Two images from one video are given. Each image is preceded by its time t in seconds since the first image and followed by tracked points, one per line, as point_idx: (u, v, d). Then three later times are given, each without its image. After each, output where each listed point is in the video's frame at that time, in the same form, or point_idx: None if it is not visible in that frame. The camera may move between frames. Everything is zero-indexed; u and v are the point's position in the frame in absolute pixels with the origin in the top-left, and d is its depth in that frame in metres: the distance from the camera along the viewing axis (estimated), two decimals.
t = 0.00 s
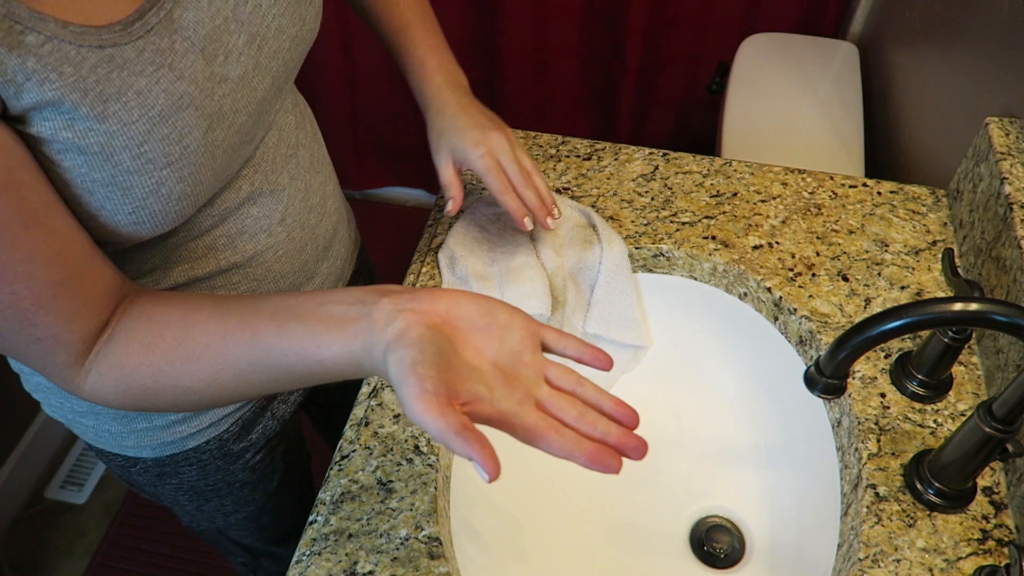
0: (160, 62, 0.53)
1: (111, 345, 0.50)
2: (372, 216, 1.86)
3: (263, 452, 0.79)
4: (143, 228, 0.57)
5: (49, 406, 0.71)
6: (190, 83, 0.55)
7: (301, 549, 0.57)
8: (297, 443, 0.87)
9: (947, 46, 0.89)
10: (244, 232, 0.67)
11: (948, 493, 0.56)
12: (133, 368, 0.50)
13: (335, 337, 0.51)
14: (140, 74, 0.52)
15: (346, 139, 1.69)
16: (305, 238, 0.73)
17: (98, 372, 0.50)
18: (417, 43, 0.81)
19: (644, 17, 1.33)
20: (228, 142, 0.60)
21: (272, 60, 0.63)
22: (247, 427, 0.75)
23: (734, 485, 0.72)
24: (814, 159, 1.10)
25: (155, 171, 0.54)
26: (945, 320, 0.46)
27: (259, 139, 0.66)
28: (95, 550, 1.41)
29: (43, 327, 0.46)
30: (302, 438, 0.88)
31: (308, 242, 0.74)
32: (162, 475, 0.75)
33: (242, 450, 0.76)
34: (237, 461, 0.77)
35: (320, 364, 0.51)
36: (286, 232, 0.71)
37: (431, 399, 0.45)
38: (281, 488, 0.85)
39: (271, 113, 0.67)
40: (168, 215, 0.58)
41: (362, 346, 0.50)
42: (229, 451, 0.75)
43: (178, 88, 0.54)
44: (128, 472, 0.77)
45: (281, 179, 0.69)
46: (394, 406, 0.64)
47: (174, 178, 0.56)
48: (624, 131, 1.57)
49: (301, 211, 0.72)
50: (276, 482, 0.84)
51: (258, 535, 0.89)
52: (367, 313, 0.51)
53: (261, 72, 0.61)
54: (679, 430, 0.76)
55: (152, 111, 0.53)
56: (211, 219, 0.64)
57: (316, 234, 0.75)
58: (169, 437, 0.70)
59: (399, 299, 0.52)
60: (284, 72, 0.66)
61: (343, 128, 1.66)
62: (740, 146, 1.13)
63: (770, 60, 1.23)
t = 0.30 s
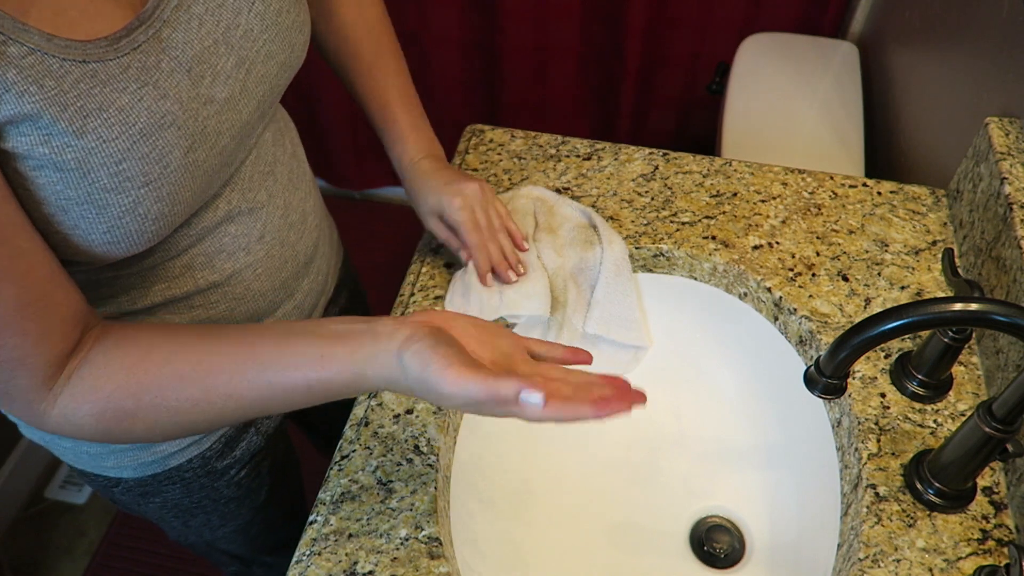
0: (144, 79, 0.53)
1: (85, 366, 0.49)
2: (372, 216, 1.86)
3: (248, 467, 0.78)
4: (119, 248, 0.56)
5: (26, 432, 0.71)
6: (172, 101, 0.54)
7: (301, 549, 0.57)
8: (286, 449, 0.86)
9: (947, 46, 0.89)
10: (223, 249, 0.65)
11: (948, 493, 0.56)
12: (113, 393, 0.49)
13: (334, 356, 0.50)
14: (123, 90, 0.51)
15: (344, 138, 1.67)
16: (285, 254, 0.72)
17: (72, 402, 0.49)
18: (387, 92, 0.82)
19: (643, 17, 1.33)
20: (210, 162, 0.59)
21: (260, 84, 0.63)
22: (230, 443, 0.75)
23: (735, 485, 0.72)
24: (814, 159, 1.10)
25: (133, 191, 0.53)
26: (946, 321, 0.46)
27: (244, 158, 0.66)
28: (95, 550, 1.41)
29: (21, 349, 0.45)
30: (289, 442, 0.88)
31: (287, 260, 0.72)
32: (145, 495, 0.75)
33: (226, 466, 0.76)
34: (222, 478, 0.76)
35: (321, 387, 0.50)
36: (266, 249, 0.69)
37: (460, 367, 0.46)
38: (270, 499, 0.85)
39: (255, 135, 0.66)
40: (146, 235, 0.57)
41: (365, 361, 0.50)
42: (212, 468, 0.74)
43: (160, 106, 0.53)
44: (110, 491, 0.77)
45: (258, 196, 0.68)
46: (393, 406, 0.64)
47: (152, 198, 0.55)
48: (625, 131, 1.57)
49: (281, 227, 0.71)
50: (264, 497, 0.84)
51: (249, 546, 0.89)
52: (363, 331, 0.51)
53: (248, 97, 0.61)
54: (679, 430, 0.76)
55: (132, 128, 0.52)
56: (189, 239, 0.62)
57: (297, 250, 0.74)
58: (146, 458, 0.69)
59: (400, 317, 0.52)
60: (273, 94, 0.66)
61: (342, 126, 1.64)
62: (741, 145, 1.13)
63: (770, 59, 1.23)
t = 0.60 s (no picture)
0: (128, 71, 0.52)
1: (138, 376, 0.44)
2: (371, 216, 1.86)
3: (244, 477, 0.78)
4: (113, 241, 0.55)
5: (20, 446, 0.71)
6: (158, 92, 0.54)
7: (301, 549, 0.57)
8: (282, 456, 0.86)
9: (947, 46, 0.89)
10: (215, 253, 0.65)
11: (948, 493, 0.56)
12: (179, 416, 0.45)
13: (442, 287, 0.50)
14: (108, 81, 0.51)
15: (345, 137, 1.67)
16: (277, 262, 0.72)
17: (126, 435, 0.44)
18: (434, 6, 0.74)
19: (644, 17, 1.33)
20: (199, 155, 0.59)
21: (245, 74, 0.62)
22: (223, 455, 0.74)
23: (735, 485, 0.72)
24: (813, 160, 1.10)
25: (124, 181, 0.53)
26: (946, 320, 0.46)
27: (232, 158, 0.66)
28: (95, 550, 1.41)
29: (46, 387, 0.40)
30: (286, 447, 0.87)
31: (279, 269, 0.72)
32: (141, 508, 0.75)
33: (220, 478, 0.76)
34: (217, 489, 0.76)
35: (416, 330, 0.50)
36: (257, 258, 0.69)
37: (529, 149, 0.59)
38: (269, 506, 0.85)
39: (245, 130, 0.67)
40: (137, 228, 0.56)
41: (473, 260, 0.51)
42: (206, 479, 0.74)
43: (147, 96, 0.53)
44: (105, 505, 0.77)
45: (251, 203, 0.68)
46: (394, 407, 0.64)
47: (144, 189, 0.54)
48: (625, 132, 1.57)
49: (272, 233, 0.71)
50: (262, 507, 0.84)
51: (247, 555, 0.89)
52: (437, 256, 0.51)
53: (233, 86, 0.61)
54: (679, 430, 0.76)
55: (121, 116, 0.51)
56: (178, 237, 0.62)
57: (289, 258, 0.74)
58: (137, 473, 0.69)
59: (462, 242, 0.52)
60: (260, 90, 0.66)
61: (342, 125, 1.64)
62: (741, 146, 1.13)
63: (770, 60, 1.23)
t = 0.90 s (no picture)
0: (132, 30, 0.50)
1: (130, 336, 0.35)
2: (372, 216, 1.86)
3: (255, 474, 0.78)
4: (118, 208, 0.53)
5: (30, 442, 0.70)
6: (161, 53, 0.51)
7: (301, 549, 0.57)
8: (289, 455, 0.86)
9: (948, 46, 0.89)
10: (231, 244, 0.64)
11: (948, 493, 0.56)
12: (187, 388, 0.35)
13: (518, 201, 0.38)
14: (109, 38, 0.48)
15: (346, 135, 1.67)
16: (291, 255, 0.71)
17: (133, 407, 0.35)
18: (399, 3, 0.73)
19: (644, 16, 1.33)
20: (205, 123, 0.56)
21: (253, 51, 0.59)
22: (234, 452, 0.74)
23: (733, 485, 0.72)
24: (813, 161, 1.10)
25: (128, 141, 0.50)
26: (945, 320, 0.46)
27: (238, 146, 0.65)
28: (95, 550, 1.41)
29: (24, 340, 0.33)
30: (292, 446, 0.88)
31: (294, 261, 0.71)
32: (153, 505, 0.75)
33: (234, 476, 0.75)
34: (230, 486, 0.76)
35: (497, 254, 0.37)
36: (273, 250, 0.68)
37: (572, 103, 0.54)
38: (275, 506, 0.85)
39: (250, 116, 0.65)
40: (140, 193, 0.54)
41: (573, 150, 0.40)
42: (218, 477, 0.74)
43: (150, 56, 0.51)
44: (116, 502, 0.77)
45: (265, 195, 0.68)
46: (394, 407, 0.64)
47: (147, 151, 0.52)
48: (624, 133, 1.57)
49: (286, 225, 0.70)
50: (272, 504, 0.83)
51: (256, 553, 0.89)
52: (517, 152, 0.40)
53: (241, 61, 0.58)
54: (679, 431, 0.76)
55: (124, 74, 0.49)
56: (190, 224, 0.61)
57: (303, 252, 0.73)
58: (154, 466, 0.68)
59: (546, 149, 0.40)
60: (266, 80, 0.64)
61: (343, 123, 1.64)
62: (741, 146, 1.13)
63: (770, 60, 1.23)
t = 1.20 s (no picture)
0: (128, 32, 0.49)
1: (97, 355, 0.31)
2: (372, 216, 1.87)
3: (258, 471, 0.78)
4: (105, 211, 0.52)
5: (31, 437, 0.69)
6: (155, 57, 0.51)
7: (301, 549, 0.57)
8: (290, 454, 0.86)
9: (949, 46, 0.89)
10: (234, 248, 0.65)
11: (948, 493, 0.56)
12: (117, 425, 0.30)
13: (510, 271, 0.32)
14: (102, 39, 0.47)
15: (346, 134, 1.67)
16: (292, 258, 0.71)
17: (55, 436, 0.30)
18: None
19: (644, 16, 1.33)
20: (199, 129, 0.56)
21: (253, 60, 0.59)
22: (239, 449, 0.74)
23: (733, 485, 0.73)
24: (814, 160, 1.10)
25: (113, 145, 0.50)
26: (946, 321, 0.46)
27: (237, 151, 0.64)
28: (95, 550, 1.42)
29: None
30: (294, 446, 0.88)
31: (295, 263, 0.71)
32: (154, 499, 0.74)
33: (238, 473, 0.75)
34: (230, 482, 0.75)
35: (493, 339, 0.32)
36: (275, 253, 0.68)
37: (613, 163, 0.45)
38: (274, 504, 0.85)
39: (251, 121, 0.64)
40: (127, 198, 0.53)
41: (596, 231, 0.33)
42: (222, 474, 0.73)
43: (143, 60, 0.50)
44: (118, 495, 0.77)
45: (269, 199, 0.67)
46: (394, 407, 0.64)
47: (134, 155, 0.51)
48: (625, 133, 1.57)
49: (289, 228, 0.70)
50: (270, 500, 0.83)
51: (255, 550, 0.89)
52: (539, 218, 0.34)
53: (239, 69, 0.58)
54: (679, 433, 0.76)
55: (113, 77, 0.48)
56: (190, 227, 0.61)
57: (305, 253, 0.73)
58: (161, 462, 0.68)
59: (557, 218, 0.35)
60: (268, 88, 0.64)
61: (344, 122, 1.64)
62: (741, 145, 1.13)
63: (770, 60, 1.23)
